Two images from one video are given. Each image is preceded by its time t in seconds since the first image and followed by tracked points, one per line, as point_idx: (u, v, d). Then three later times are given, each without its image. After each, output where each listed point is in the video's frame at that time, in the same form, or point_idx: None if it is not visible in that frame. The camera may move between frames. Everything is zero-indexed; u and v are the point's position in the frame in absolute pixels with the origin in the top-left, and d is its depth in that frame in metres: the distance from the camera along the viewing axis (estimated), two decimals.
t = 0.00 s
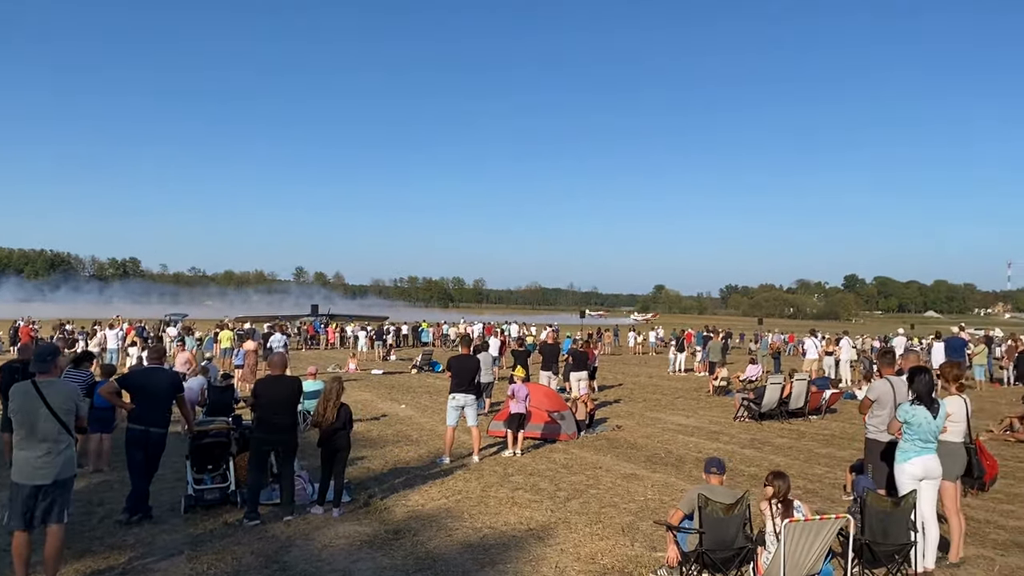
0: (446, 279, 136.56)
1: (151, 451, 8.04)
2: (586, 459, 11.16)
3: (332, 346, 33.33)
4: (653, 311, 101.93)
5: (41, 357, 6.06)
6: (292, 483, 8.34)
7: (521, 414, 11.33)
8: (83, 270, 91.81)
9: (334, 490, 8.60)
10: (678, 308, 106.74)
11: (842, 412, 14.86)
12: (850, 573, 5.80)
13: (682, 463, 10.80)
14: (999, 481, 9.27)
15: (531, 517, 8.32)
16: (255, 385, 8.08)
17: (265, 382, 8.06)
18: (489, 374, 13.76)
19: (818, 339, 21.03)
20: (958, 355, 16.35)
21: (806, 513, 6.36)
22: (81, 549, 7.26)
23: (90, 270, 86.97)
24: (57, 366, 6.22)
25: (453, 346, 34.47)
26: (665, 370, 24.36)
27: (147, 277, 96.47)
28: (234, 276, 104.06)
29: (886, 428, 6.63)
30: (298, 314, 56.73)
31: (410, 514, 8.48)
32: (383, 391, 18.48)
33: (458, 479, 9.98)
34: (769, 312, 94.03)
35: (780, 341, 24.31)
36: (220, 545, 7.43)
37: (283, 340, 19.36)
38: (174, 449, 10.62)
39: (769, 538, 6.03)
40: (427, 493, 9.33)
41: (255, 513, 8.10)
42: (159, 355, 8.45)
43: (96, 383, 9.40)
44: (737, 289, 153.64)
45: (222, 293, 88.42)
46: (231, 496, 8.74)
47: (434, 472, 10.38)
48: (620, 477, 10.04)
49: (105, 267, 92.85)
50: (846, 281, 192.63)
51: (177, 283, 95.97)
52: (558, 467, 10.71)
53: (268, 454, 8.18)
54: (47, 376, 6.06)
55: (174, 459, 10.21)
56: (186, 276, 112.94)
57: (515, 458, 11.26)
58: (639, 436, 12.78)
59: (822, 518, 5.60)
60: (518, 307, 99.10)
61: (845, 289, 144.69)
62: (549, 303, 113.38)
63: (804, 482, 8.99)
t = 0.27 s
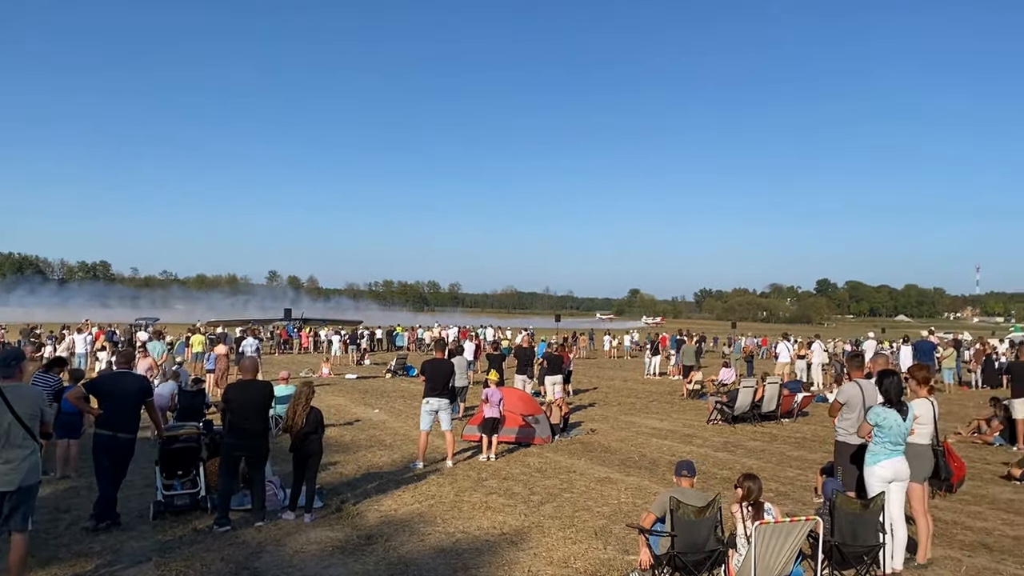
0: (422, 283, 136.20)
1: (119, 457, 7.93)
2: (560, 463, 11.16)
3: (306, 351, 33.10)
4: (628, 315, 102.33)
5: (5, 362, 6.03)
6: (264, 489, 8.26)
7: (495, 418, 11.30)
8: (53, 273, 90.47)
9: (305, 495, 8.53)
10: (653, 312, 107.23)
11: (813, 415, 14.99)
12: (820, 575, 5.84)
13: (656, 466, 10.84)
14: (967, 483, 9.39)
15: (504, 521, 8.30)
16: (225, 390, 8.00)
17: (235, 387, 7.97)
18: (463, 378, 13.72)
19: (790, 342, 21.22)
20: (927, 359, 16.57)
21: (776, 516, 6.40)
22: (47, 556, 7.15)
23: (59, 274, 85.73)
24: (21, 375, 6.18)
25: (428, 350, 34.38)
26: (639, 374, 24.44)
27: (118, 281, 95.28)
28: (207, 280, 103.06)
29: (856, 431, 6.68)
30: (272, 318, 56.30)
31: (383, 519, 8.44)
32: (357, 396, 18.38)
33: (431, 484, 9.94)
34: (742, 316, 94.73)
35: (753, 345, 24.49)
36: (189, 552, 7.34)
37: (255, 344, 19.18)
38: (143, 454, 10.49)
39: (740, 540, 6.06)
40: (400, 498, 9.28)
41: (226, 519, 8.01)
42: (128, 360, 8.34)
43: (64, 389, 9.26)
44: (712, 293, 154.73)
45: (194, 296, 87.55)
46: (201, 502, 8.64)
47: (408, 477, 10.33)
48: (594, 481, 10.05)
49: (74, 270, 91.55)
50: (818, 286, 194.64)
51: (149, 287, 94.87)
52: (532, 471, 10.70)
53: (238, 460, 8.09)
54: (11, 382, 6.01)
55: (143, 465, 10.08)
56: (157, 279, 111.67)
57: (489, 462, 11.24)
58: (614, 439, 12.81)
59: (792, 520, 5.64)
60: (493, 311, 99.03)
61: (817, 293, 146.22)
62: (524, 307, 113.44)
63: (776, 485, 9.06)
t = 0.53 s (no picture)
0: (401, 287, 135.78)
1: (91, 462, 7.82)
2: (539, 466, 11.16)
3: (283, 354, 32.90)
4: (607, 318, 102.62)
5: None
6: (239, 493, 8.19)
7: (473, 422, 11.27)
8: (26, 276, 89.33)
9: (281, 500, 8.46)
10: (632, 315, 107.59)
11: (790, 417, 15.10)
12: None
13: (634, 469, 10.86)
14: (940, 484, 9.49)
15: (482, 525, 8.28)
16: (199, 394, 7.91)
17: (210, 391, 7.90)
18: (441, 381, 13.67)
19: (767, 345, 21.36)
20: (901, 361, 16.74)
21: (752, 518, 6.42)
22: (17, 563, 7.03)
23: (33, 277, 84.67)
24: None
25: (407, 354, 34.28)
26: (617, 378, 24.50)
27: (93, 284, 94.19)
28: (184, 283, 102.14)
29: (831, 433, 6.73)
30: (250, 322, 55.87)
31: (360, 524, 8.39)
32: (334, 399, 18.27)
33: (409, 488, 9.90)
34: (721, 319, 95.28)
35: (731, 348, 24.62)
36: (163, 558, 7.26)
37: (231, 348, 19.01)
38: (117, 459, 10.36)
39: (717, 542, 6.07)
40: (377, 502, 9.24)
41: (201, 524, 7.93)
42: (101, 364, 8.23)
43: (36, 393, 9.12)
44: (690, 296, 155.55)
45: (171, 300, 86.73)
46: (176, 507, 8.55)
47: (385, 481, 10.28)
48: (572, 484, 10.06)
49: (48, 273, 90.33)
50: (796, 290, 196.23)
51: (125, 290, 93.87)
52: (510, 474, 10.69)
53: (213, 464, 8.00)
54: None
55: (116, 470, 9.95)
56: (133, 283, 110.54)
57: (467, 466, 11.21)
58: (592, 442, 12.82)
59: (768, 522, 5.66)
60: (473, 315, 98.90)
61: (794, 297, 147.42)
62: (504, 310, 113.43)
63: (752, 487, 9.10)
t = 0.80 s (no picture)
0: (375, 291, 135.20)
1: (58, 469, 7.70)
2: (512, 470, 11.16)
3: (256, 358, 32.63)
4: (582, 322, 102.92)
5: None
6: (209, 499, 8.11)
7: (447, 426, 11.24)
8: None
9: (252, 506, 8.38)
10: (607, 319, 108.02)
11: (762, 421, 15.22)
12: None
13: (607, 473, 10.89)
14: (908, 487, 9.61)
15: (455, 530, 8.27)
16: (169, 399, 7.82)
17: (180, 395, 7.80)
18: (415, 386, 13.63)
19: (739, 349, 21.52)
20: (871, 365, 16.94)
21: (722, 521, 6.46)
22: None
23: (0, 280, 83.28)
24: None
25: (381, 358, 34.12)
26: (592, 381, 24.56)
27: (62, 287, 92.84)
28: (155, 287, 100.95)
29: (800, 437, 6.80)
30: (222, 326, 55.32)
31: (332, 529, 8.34)
32: (307, 404, 18.15)
33: (382, 493, 9.85)
34: (695, 323, 95.88)
35: (704, 353, 24.79)
36: (131, 565, 7.17)
37: (203, 352, 18.83)
38: (84, 466, 10.21)
39: (688, 546, 6.10)
40: (349, 507, 9.18)
41: (170, 530, 7.83)
42: (68, 369, 8.11)
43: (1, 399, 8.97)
44: (664, 300, 156.34)
45: (142, 304, 85.66)
46: (144, 514, 8.45)
47: (358, 486, 10.22)
48: (545, 488, 10.06)
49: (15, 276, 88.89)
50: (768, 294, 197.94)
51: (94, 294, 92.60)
52: (483, 479, 10.68)
53: (182, 470, 7.91)
54: None
55: (83, 476, 9.81)
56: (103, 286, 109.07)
57: (440, 471, 11.17)
58: (566, 446, 12.84)
59: (738, 525, 5.69)
60: (448, 318, 98.69)
61: (766, 302, 148.69)
62: (479, 314, 113.33)
63: (724, 490, 9.16)
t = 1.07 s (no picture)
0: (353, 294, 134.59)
1: (28, 474, 7.59)
2: (490, 474, 11.14)
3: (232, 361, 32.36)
4: (560, 325, 103.02)
5: None
6: (183, 503, 8.03)
7: (423, 430, 11.20)
8: None
9: (227, 510, 8.31)
10: (585, 322, 108.18)
11: (738, 424, 15.31)
12: None
13: (584, 476, 10.91)
14: (882, 489, 9.71)
15: (431, 534, 8.25)
16: (142, 403, 7.73)
17: (154, 398, 7.72)
18: (392, 389, 13.57)
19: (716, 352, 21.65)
20: (846, 368, 17.10)
21: (698, 524, 6.48)
22: None
23: None
24: None
25: (358, 362, 33.96)
26: (570, 385, 24.60)
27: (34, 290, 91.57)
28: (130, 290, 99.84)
29: (774, 439, 6.85)
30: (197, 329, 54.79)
31: (307, 534, 8.28)
32: (284, 408, 18.01)
33: (358, 497, 9.80)
34: (673, 326, 96.33)
35: (682, 356, 24.90)
36: (102, 571, 7.08)
37: (178, 356, 18.64)
38: (55, 471, 10.07)
39: (664, 548, 6.10)
40: (325, 512, 9.13)
41: (142, 536, 7.75)
42: (39, 373, 8.00)
43: None
44: (643, 304, 156.86)
45: (116, 307, 84.67)
46: (117, 519, 8.34)
47: (334, 491, 10.16)
48: (523, 492, 10.05)
49: None
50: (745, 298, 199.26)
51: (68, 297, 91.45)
52: (461, 483, 10.66)
53: (155, 475, 7.82)
54: None
55: (54, 481, 9.67)
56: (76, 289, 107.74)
57: (417, 475, 11.14)
58: (544, 450, 12.84)
59: (713, 527, 5.72)
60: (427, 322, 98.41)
61: (743, 305, 149.65)
62: (458, 318, 113.14)
63: (700, 493, 9.20)
